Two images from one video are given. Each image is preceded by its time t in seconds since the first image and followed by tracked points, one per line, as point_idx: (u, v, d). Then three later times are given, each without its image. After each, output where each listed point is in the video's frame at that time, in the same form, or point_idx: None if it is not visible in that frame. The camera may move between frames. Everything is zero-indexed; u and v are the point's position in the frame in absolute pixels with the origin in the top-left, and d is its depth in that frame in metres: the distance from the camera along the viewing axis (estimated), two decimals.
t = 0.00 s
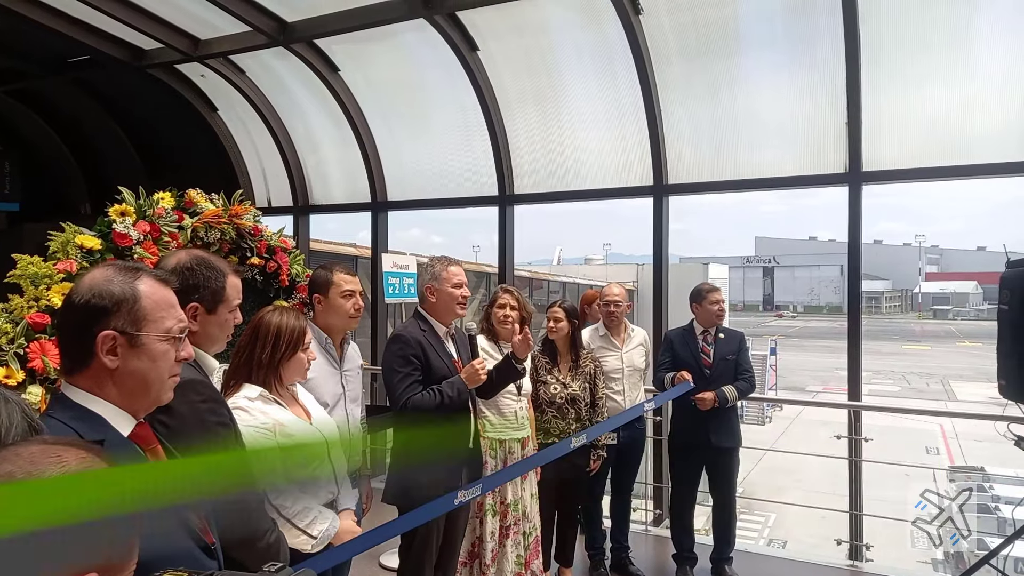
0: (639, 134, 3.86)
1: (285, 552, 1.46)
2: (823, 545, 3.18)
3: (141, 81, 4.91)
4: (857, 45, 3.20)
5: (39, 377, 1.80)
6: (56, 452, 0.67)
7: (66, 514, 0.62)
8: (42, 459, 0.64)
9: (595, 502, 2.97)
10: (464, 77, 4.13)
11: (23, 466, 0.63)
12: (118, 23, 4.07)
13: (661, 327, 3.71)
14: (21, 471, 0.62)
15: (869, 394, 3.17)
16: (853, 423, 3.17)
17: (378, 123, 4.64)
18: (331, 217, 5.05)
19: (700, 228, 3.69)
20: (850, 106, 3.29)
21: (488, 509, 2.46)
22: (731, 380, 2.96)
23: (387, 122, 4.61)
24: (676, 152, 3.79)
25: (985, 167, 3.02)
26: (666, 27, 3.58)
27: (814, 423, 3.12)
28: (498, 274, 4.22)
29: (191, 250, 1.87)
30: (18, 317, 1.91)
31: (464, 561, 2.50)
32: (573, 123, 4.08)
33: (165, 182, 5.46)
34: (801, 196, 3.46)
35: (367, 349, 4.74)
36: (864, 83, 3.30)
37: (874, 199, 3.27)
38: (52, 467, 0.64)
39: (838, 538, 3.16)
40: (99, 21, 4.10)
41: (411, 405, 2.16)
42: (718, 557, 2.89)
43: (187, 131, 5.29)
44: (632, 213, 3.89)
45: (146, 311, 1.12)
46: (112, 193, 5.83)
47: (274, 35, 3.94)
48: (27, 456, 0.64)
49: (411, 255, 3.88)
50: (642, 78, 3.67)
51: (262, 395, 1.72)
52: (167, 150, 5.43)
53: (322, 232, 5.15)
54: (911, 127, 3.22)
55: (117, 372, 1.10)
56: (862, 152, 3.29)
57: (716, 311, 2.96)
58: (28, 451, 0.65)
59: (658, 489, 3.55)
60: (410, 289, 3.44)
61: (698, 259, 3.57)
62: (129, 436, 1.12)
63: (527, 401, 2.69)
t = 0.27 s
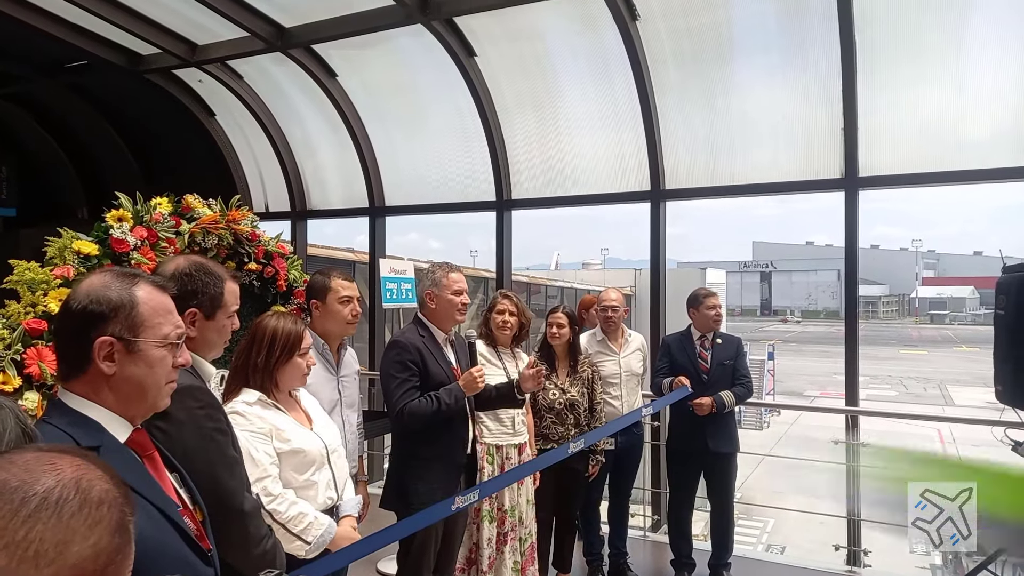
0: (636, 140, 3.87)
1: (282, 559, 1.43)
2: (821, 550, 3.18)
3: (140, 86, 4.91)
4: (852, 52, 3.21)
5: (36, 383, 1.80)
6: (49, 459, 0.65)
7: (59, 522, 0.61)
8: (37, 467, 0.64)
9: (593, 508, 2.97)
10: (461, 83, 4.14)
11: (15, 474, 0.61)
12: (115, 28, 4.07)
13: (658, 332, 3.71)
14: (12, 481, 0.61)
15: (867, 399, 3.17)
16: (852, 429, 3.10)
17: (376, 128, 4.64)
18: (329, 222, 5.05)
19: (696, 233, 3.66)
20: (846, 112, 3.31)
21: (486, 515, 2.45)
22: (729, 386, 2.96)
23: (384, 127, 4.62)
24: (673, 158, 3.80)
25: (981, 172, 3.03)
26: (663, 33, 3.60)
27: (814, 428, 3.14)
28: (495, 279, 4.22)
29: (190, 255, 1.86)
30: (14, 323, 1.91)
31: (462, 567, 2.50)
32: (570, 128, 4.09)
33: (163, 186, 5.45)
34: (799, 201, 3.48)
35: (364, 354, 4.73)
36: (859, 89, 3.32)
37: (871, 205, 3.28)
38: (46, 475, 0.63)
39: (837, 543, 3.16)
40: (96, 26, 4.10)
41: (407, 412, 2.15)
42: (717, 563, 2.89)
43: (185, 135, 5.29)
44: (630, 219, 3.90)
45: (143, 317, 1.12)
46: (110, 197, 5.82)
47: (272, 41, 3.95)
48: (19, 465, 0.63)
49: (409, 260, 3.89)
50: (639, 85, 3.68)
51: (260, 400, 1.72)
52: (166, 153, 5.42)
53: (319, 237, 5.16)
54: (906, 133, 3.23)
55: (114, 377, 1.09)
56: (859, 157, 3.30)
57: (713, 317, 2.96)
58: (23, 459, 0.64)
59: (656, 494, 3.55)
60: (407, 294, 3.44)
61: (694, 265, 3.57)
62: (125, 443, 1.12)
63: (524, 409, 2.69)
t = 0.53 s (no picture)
0: (635, 143, 3.87)
1: (281, 563, 1.43)
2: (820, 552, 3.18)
3: (139, 89, 4.91)
4: (851, 57, 3.22)
5: (35, 387, 1.80)
6: (47, 463, 0.63)
7: (58, 527, 0.58)
8: (34, 470, 0.61)
9: (592, 511, 2.97)
10: (461, 88, 4.14)
11: (12, 478, 0.58)
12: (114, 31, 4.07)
13: (658, 335, 3.70)
14: (9, 483, 0.58)
15: (866, 401, 3.18)
16: (851, 429, 3.18)
17: (375, 132, 4.65)
18: (328, 225, 5.06)
19: (696, 235, 3.71)
20: (845, 116, 3.31)
21: (483, 518, 2.46)
22: (728, 389, 2.96)
23: (384, 131, 4.62)
24: (672, 161, 3.80)
25: (980, 175, 3.04)
26: (662, 37, 3.60)
27: (813, 429, 3.15)
28: (495, 282, 4.23)
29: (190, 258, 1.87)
30: (14, 326, 1.91)
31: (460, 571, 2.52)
32: (570, 132, 4.10)
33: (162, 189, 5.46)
34: (797, 204, 3.48)
35: (364, 357, 4.74)
36: (858, 92, 3.32)
37: (869, 208, 3.29)
38: (43, 478, 0.60)
39: (836, 545, 3.16)
40: (96, 30, 4.11)
41: (405, 415, 2.14)
42: (716, 566, 2.87)
43: (184, 138, 5.30)
44: (629, 222, 3.91)
45: (141, 320, 1.12)
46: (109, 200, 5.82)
47: (271, 44, 3.95)
48: (16, 469, 0.60)
49: (409, 263, 3.90)
50: (638, 88, 3.69)
51: (261, 402, 1.72)
52: (165, 156, 5.43)
53: (319, 240, 5.16)
54: (905, 136, 3.24)
55: (112, 381, 1.09)
56: (857, 161, 3.31)
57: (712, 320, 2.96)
58: (20, 462, 0.61)
59: (655, 496, 3.56)
60: (407, 296, 3.44)
61: (694, 267, 3.59)
62: (123, 446, 1.12)
63: (524, 411, 2.71)
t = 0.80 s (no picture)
0: (634, 143, 3.87)
1: (279, 564, 1.43)
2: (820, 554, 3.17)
3: (138, 89, 4.91)
4: (850, 58, 3.22)
5: (34, 387, 1.80)
6: (42, 465, 0.63)
7: (55, 527, 0.58)
8: (29, 472, 0.60)
9: (592, 511, 2.97)
10: (461, 88, 4.14)
11: (7, 480, 0.58)
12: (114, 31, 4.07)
13: (658, 336, 3.69)
14: (4, 485, 0.57)
15: (866, 402, 3.17)
16: (850, 430, 3.18)
17: (375, 132, 4.65)
18: (328, 226, 5.06)
19: (696, 236, 3.71)
20: (844, 117, 3.31)
21: (482, 518, 2.47)
22: (728, 390, 2.96)
23: (383, 132, 4.62)
24: (671, 162, 3.80)
25: (981, 176, 3.03)
26: (662, 38, 3.60)
27: (812, 430, 3.15)
28: (494, 282, 4.23)
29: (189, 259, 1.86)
30: (13, 327, 1.90)
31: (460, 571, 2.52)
32: (570, 132, 4.09)
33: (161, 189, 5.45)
34: (797, 205, 3.49)
35: (363, 358, 4.73)
36: (857, 93, 3.33)
37: (869, 208, 3.29)
38: (38, 479, 0.60)
39: (836, 546, 3.16)
40: (95, 30, 4.10)
41: (400, 413, 2.14)
42: (716, 567, 2.87)
43: (183, 138, 5.29)
44: (628, 222, 3.91)
45: (136, 320, 1.11)
46: (108, 201, 5.81)
47: (271, 45, 3.95)
48: (11, 470, 0.60)
49: (409, 263, 3.89)
50: (638, 89, 3.68)
51: (261, 403, 1.71)
52: (164, 156, 5.42)
53: (318, 240, 5.16)
54: (906, 137, 3.23)
55: (108, 381, 1.09)
56: (857, 161, 3.31)
57: (712, 321, 2.96)
58: (14, 464, 0.61)
59: (655, 497, 3.56)
60: (406, 297, 3.44)
61: (694, 268, 3.60)
62: (120, 447, 1.11)
63: (524, 412, 2.71)
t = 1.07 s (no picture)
0: (633, 146, 3.88)
1: (277, 566, 1.42)
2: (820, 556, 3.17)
3: (137, 92, 4.91)
4: (848, 61, 3.23)
5: (31, 391, 1.79)
6: (37, 468, 0.62)
7: (48, 531, 0.58)
8: (24, 475, 0.60)
9: (591, 514, 2.97)
10: (459, 91, 4.15)
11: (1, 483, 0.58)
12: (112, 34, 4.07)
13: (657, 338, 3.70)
14: None
15: (864, 405, 3.17)
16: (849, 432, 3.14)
17: (373, 135, 4.65)
18: (326, 228, 5.06)
19: (694, 238, 3.72)
20: (842, 120, 3.32)
21: (482, 522, 2.46)
22: (727, 392, 2.96)
23: (382, 134, 4.62)
24: (670, 165, 3.81)
25: (979, 178, 3.04)
26: (660, 41, 3.61)
27: (811, 433, 3.15)
28: (493, 285, 4.24)
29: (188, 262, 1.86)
30: (10, 330, 1.90)
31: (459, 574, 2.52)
32: (568, 135, 4.10)
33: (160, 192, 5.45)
34: (795, 207, 3.49)
35: (362, 360, 4.73)
36: (855, 96, 3.33)
37: (867, 211, 3.29)
38: (33, 482, 0.60)
39: (835, 548, 3.16)
40: (94, 33, 4.11)
41: (391, 416, 2.15)
42: (715, 569, 2.87)
43: (182, 141, 5.29)
44: (627, 225, 3.92)
45: (130, 323, 1.11)
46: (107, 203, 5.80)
47: (270, 48, 3.96)
48: (7, 473, 0.60)
49: (407, 266, 3.89)
50: (636, 92, 3.69)
51: (262, 408, 1.70)
52: (163, 159, 5.42)
53: (317, 243, 5.16)
54: (904, 139, 3.24)
55: (103, 385, 1.09)
56: (855, 164, 3.32)
57: (710, 323, 2.95)
58: (10, 467, 0.60)
59: (654, 500, 3.56)
60: (405, 300, 3.44)
61: (693, 270, 3.56)
62: (116, 451, 1.11)
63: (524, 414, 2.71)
